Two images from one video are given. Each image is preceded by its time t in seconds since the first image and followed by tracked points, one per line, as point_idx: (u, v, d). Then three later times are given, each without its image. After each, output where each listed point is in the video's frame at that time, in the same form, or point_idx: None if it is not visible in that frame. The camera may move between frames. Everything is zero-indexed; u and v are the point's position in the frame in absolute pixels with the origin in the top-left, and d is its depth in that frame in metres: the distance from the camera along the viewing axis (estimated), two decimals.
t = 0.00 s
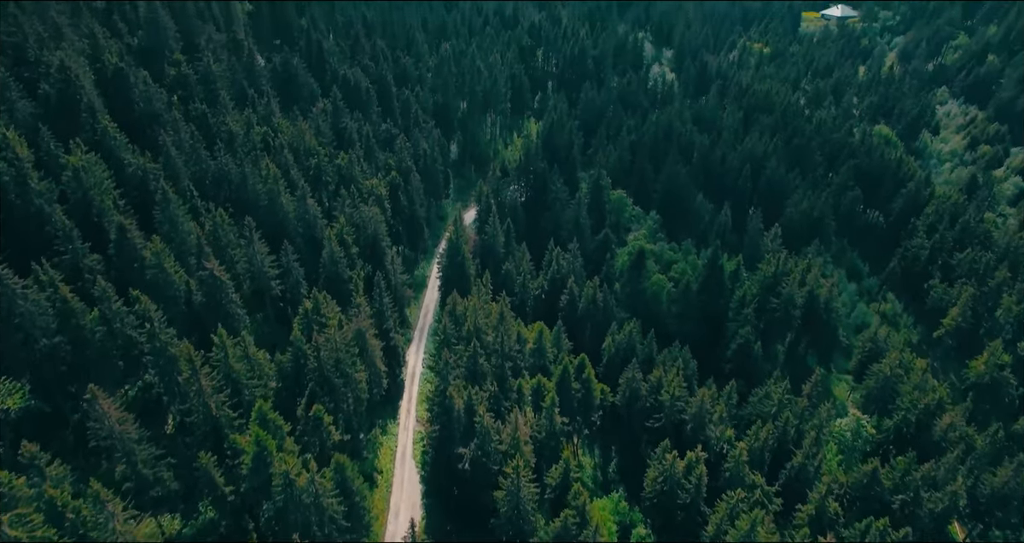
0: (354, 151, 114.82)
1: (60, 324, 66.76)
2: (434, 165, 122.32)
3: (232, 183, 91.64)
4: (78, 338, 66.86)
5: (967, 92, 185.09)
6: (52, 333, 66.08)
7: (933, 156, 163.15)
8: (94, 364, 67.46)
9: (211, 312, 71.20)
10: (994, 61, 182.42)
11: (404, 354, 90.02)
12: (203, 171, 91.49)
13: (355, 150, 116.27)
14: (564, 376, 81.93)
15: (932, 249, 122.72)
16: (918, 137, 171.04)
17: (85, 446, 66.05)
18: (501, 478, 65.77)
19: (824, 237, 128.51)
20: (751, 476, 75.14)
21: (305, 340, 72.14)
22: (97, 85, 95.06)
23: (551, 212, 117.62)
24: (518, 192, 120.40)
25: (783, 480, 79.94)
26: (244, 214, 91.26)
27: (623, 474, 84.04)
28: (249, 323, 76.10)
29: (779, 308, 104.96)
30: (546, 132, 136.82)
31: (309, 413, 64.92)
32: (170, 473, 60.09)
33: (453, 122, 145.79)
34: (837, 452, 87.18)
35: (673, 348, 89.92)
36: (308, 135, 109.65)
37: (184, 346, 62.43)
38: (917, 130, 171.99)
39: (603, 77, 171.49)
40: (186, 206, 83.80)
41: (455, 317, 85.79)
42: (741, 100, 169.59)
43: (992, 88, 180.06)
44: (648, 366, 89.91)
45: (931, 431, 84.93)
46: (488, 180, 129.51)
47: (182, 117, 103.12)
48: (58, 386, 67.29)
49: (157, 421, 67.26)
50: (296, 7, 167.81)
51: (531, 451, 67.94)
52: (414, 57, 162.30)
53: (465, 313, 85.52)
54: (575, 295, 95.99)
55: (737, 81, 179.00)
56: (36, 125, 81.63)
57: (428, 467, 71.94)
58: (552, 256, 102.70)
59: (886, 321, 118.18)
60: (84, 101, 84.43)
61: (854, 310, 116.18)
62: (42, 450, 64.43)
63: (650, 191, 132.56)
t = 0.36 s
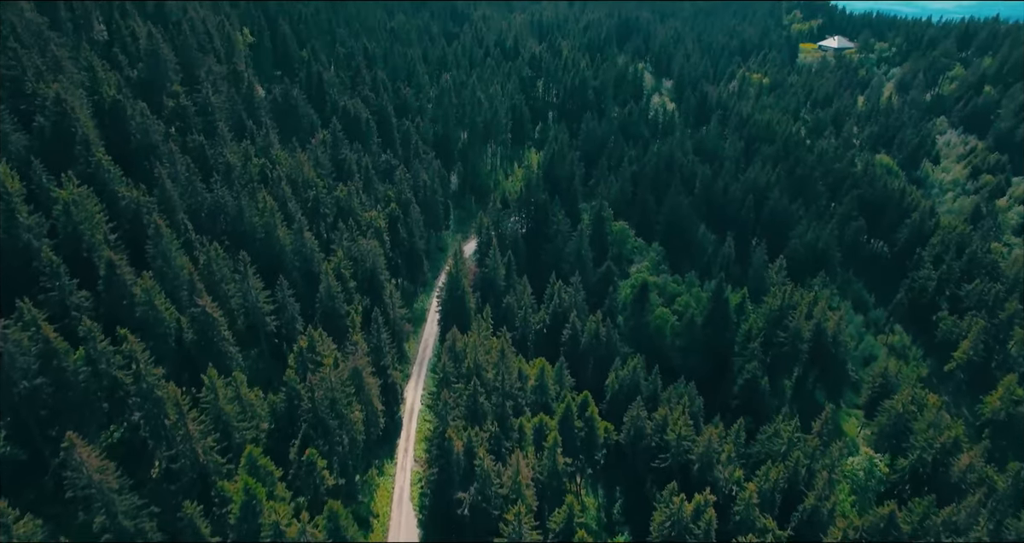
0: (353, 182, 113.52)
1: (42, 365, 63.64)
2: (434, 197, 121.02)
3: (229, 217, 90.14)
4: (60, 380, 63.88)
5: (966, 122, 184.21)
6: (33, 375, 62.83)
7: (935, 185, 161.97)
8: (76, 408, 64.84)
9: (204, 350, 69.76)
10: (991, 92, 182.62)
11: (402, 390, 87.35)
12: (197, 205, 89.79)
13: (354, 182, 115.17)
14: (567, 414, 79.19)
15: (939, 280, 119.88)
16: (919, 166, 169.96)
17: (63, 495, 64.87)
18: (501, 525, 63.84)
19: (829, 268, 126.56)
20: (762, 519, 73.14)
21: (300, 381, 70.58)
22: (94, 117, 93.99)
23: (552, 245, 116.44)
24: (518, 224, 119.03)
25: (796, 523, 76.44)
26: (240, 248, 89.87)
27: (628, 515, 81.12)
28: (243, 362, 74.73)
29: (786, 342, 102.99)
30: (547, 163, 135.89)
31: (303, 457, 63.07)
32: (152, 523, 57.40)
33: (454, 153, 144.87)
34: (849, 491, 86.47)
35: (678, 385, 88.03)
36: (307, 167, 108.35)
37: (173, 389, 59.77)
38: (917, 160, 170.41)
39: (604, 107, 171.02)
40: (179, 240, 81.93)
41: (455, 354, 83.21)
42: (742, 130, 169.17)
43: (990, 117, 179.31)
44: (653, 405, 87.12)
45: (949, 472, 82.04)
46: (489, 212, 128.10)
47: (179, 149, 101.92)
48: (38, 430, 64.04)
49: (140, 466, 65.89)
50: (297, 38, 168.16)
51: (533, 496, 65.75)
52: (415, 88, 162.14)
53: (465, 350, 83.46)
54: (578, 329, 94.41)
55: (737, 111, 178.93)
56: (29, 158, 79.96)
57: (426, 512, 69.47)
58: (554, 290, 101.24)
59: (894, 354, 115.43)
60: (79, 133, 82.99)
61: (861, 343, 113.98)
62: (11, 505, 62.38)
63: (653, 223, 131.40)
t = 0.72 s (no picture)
0: (352, 215, 112.46)
1: (18, 410, 60.40)
2: (434, 228, 119.38)
3: (224, 250, 88.86)
4: (38, 425, 60.85)
5: (966, 152, 183.39)
6: (9, 419, 60.01)
7: (938, 215, 160.50)
8: (54, 453, 61.75)
9: (192, 390, 67.97)
10: (990, 122, 182.23)
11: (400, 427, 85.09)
12: (191, 238, 88.05)
13: (352, 213, 113.93)
14: (570, 454, 76.02)
15: (947, 312, 117.39)
16: (920, 196, 168.74)
17: None
18: None
19: (836, 300, 124.36)
20: None
21: (293, 422, 67.85)
22: (89, 148, 92.78)
23: (553, 277, 114.62)
24: (518, 256, 117.36)
25: None
26: (234, 282, 88.50)
27: None
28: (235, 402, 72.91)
29: (794, 377, 100.24)
30: (549, 194, 134.44)
31: (296, 504, 60.18)
32: None
33: (453, 183, 143.46)
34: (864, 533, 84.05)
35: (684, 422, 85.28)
36: (304, 198, 106.85)
37: (156, 434, 57.08)
38: (920, 189, 169.06)
39: (604, 137, 170.46)
40: (171, 275, 80.02)
41: (454, 392, 80.71)
42: (744, 160, 168.35)
43: (990, 147, 178.43)
44: (659, 443, 84.40)
45: (972, 517, 78.53)
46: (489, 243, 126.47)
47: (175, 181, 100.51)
48: (13, 476, 61.19)
49: (119, 518, 64.28)
50: (297, 69, 168.21)
51: None
52: (415, 119, 161.71)
53: (464, 388, 81.13)
54: (581, 364, 92.59)
55: (738, 140, 178.33)
56: (19, 191, 78.03)
57: None
58: (556, 325, 99.28)
59: (904, 388, 112.67)
60: (72, 165, 81.66)
61: (870, 377, 111.21)
62: None
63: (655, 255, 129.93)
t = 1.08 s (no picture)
0: (350, 246, 110.87)
1: None
2: (433, 259, 117.39)
3: (217, 283, 86.35)
4: (11, 472, 57.80)
5: (967, 181, 182.33)
6: None
7: (941, 244, 158.87)
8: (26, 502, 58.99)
9: (178, 433, 65.85)
10: (990, 151, 181.31)
11: (397, 467, 82.31)
12: (184, 271, 85.87)
13: (350, 245, 112.41)
14: (573, 495, 72.77)
15: (958, 343, 114.37)
16: (924, 225, 166.94)
17: None
18: None
19: (843, 332, 121.84)
20: None
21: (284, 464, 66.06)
22: (82, 180, 91.14)
23: (555, 310, 112.47)
24: (518, 288, 115.36)
25: None
26: (228, 316, 86.38)
27: None
28: (224, 443, 70.55)
29: (803, 413, 97.31)
30: (550, 224, 132.77)
31: None
32: None
33: (454, 214, 143.92)
34: None
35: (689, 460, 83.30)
36: (301, 229, 105.04)
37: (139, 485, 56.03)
38: (923, 218, 167.46)
39: (605, 167, 169.45)
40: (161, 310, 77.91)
41: (452, 431, 78.27)
42: (745, 190, 167.09)
43: (991, 177, 177.45)
44: (665, 484, 81.03)
45: None
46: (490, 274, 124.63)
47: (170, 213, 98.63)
48: None
49: None
50: (297, 99, 167.71)
51: None
52: (415, 148, 160.81)
53: (463, 426, 78.81)
54: (584, 399, 89.76)
55: (739, 170, 177.23)
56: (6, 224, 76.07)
57: None
58: (559, 359, 96.75)
59: (915, 422, 109.58)
60: (62, 197, 79.90)
61: (880, 411, 108.21)
62: None
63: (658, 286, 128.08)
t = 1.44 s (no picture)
0: (348, 278, 108.99)
1: None
2: (432, 291, 115.18)
3: (210, 316, 84.01)
4: None
5: (969, 209, 180.55)
6: None
7: (946, 273, 156.59)
8: None
9: (162, 477, 63.44)
10: (990, 180, 179.91)
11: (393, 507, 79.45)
12: (175, 305, 83.77)
13: (348, 277, 110.50)
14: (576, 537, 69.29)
15: (970, 376, 111.44)
16: (928, 253, 164.52)
17: None
18: None
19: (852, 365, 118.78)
20: None
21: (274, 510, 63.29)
22: (74, 211, 89.16)
23: (557, 343, 109.90)
24: (519, 320, 112.89)
25: None
26: (220, 351, 83.90)
27: None
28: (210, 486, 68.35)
29: (814, 450, 94.14)
30: (552, 255, 130.73)
31: None
32: None
33: (453, 244, 142.16)
34: None
35: (699, 500, 79.16)
36: (297, 261, 102.94)
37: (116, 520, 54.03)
38: (927, 246, 165.14)
39: (606, 196, 167.95)
40: (149, 345, 75.77)
41: (451, 471, 75.63)
42: (747, 219, 165.37)
43: (993, 205, 175.70)
44: (672, 526, 77.45)
45: None
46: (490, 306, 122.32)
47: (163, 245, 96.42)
48: None
49: None
50: (297, 129, 166.94)
51: None
52: (415, 178, 159.56)
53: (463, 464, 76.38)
54: (587, 435, 86.53)
55: (741, 198, 175.61)
56: None
57: None
58: (562, 395, 94.00)
59: (928, 458, 106.04)
60: (51, 229, 77.70)
61: (892, 447, 104.94)
62: None
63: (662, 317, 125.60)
